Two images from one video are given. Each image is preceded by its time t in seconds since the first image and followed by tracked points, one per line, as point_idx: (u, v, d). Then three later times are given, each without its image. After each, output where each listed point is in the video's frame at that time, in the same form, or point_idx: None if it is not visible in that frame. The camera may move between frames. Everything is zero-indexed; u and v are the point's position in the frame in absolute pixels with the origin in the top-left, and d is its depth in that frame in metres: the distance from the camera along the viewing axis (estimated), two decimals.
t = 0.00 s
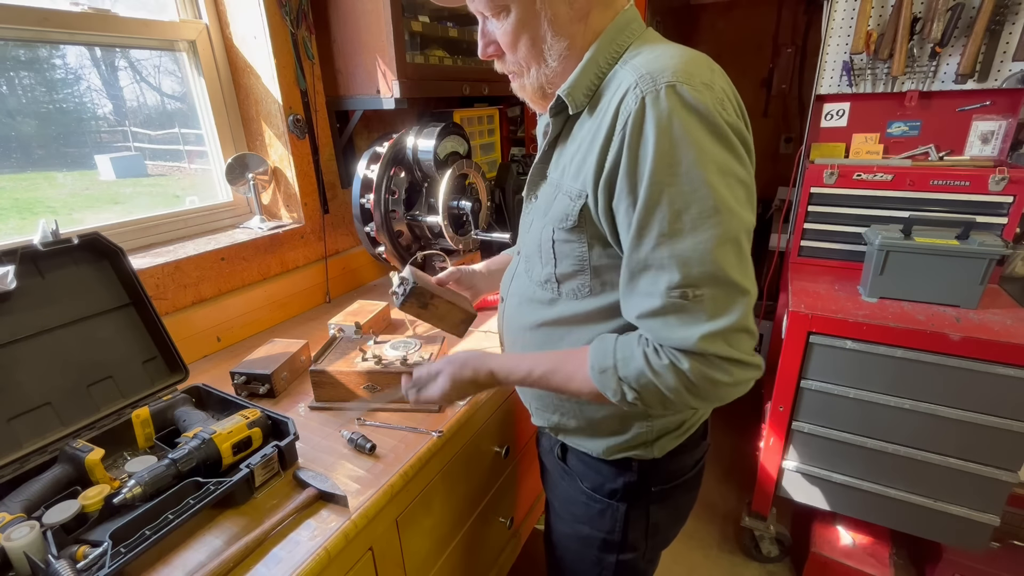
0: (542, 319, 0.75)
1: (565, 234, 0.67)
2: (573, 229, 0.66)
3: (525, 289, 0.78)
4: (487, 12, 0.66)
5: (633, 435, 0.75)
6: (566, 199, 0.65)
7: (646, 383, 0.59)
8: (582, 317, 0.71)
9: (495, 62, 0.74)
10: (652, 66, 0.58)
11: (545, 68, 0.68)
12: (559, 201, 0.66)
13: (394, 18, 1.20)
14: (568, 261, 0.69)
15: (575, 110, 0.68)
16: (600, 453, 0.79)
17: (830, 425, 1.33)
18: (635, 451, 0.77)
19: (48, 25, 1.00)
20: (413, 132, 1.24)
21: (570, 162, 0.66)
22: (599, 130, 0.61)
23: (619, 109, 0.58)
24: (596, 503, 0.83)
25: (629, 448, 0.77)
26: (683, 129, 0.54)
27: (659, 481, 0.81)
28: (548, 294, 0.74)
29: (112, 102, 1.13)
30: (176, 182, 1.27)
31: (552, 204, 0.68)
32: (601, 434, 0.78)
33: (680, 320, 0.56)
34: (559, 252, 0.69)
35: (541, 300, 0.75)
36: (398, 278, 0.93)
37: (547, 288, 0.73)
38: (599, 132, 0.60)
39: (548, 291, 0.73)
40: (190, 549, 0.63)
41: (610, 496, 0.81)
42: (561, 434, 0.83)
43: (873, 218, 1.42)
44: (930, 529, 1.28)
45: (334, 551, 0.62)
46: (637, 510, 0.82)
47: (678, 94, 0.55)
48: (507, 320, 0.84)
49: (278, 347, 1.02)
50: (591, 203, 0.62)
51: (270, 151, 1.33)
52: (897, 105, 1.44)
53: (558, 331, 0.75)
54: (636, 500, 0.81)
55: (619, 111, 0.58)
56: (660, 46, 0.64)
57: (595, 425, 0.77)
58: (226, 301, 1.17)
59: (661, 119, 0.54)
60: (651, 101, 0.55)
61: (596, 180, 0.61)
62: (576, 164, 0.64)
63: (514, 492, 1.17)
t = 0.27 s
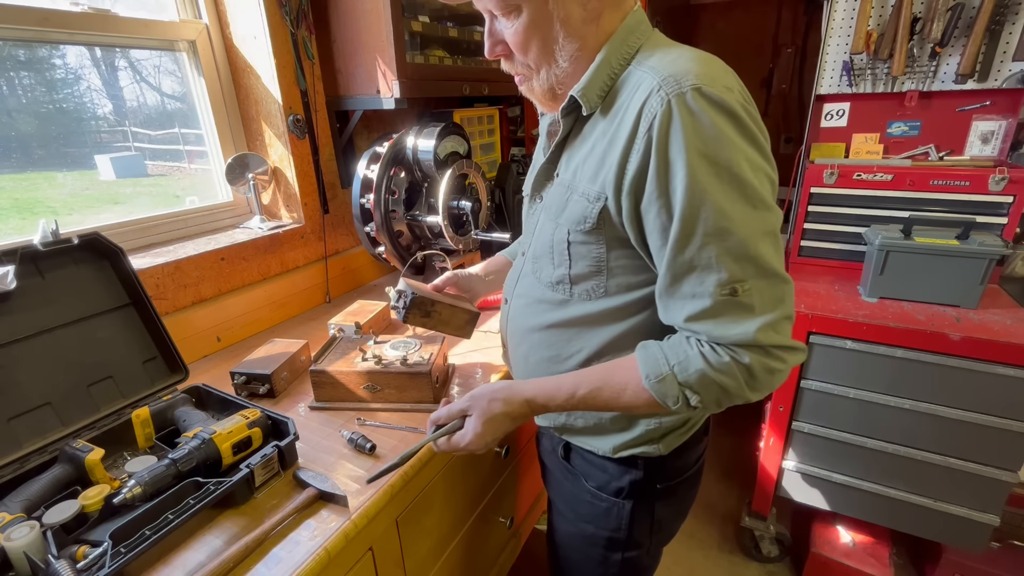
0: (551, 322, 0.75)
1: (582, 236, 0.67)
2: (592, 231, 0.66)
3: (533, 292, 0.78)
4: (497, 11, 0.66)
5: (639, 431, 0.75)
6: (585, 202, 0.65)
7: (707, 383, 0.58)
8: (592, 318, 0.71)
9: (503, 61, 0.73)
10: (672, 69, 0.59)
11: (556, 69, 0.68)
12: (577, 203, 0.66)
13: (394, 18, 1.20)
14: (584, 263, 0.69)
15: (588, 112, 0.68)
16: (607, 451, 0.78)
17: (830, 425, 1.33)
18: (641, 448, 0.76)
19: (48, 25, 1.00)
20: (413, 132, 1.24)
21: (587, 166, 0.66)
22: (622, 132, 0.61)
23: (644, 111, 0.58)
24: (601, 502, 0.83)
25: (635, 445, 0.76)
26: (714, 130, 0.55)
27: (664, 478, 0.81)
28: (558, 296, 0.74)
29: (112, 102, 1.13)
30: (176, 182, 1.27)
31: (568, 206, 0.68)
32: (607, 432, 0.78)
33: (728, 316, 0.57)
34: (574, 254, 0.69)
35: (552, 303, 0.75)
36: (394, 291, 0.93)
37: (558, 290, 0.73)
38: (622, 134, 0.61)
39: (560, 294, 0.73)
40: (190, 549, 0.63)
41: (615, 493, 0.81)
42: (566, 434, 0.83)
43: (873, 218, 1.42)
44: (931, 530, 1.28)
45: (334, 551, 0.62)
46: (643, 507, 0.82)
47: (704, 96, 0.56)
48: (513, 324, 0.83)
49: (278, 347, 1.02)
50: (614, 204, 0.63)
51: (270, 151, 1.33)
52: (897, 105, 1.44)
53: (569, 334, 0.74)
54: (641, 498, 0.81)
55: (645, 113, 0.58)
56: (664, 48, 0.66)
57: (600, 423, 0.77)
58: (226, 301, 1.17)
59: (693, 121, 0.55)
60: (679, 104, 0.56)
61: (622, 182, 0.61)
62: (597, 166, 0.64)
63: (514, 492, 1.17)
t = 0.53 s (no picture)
0: (567, 324, 0.75)
1: (604, 237, 0.67)
2: (615, 232, 0.66)
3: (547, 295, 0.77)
4: (512, 8, 0.65)
5: (658, 429, 0.76)
6: (608, 202, 0.65)
7: (733, 377, 0.59)
8: (609, 320, 0.71)
9: (512, 59, 0.72)
10: (697, 69, 0.60)
11: (570, 68, 0.68)
12: (599, 204, 0.66)
13: (394, 18, 1.20)
14: (603, 264, 0.69)
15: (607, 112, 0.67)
16: (623, 451, 0.79)
17: (830, 425, 1.33)
18: (658, 446, 0.77)
19: (48, 25, 1.00)
20: (413, 132, 1.24)
21: (607, 167, 0.66)
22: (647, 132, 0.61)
23: (671, 111, 0.59)
24: (615, 502, 0.82)
25: (653, 443, 0.77)
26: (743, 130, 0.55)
27: (677, 475, 0.81)
28: (575, 298, 0.73)
29: (112, 101, 1.13)
30: (176, 182, 1.27)
31: (589, 207, 0.68)
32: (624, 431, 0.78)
33: (754, 313, 0.58)
34: (594, 256, 0.69)
35: (568, 305, 0.75)
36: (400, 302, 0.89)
37: (575, 292, 0.73)
38: (648, 134, 0.61)
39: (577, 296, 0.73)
40: (190, 548, 0.63)
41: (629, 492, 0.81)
42: (580, 435, 0.84)
43: (873, 218, 1.42)
44: (931, 529, 1.28)
45: (334, 551, 0.62)
46: (657, 505, 0.81)
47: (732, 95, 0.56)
48: (524, 327, 0.83)
49: (278, 347, 1.02)
50: (639, 205, 0.63)
51: (269, 151, 1.33)
52: (897, 105, 1.44)
53: (587, 335, 0.74)
54: (655, 496, 0.80)
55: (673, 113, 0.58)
56: (681, 49, 0.66)
57: (617, 422, 0.78)
58: (226, 301, 1.17)
59: (723, 120, 0.55)
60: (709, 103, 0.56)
61: (649, 182, 0.61)
62: (620, 166, 0.64)
63: (514, 492, 1.17)
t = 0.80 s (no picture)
0: (586, 326, 0.74)
1: (627, 237, 0.67)
2: (639, 232, 0.66)
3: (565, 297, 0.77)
4: (530, 7, 0.63)
5: (676, 427, 0.77)
6: (633, 202, 0.65)
7: (749, 367, 0.59)
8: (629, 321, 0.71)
9: (524, 61, 0.70)
10: (722, 69, 0.60)
11: (587, 69, 0.67)
12: (623, 204, 0.66)
13: (394, 18, 1.20)
14: (625, 265, 0.68)
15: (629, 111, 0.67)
16: (640, 450, 0.79)
17: (830, 425, 1.33)
18: (675, 444, 0.78)
19: (48, 25, 1.00)
20: (413, 132, 1.24)
21: (630, 166, 0.66)
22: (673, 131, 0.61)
23: (700, 110, 0.59)
24: (631, 501, 0.82)
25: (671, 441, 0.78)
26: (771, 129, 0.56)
27: (692, 472, 0.81)
28: (594, 299, 0.73)
29: (112, 102, 1.13)
30: (176, 182, 1.27)
31: (612, 208, 0.67)
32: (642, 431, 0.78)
33: (774, 310, 0.59)
34: (616, 257, 0.69)
35: (587, 307, 0.74)
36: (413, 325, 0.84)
37: (594, 294, 0.72)
38: (675, 133, 0.61)
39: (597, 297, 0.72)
40: (190, 548, 0.63)
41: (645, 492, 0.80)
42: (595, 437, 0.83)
43: (873, 218, 1.42)
44: (931, 529, 1.28)
45: (334, 551, 0.62)
46: (672, 504, 0.81)
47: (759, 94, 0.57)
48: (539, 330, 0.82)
49: (278, 347, 1.02)
50: (666, 204, 0.63)
51: (269, 151, 1.33)
52: (897, 105, 1.44)
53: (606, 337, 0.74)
54: (671, 494, 0.80)
55: (702, 112, 0.59)
56: (703, 50, 0.67)
57: (635, 422, 0.78)
58: (226, 301, 1.17)
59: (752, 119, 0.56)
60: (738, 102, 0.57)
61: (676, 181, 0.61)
62: (645, 166, 0.64)
63: (514, 493, 1.17)
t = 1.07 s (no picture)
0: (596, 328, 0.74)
1: (638, 238, 0.67)
2: (649, 233, 0.66)
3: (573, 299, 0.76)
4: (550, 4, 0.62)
5: (684, 426, 0.77)
6: (642, 202, 0.65)
7: (716, 362, 0.60)
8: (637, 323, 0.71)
9: (540, 58, 0.70)
10: (735, 71, 0.61)
11: (604, 68, 0.67)
12: (632, 204, 0.66)
13: (394, 19, 1.20)
14: (634, 266, 0.68)
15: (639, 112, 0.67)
16: (649, 450, 0.79)
17: (831, 425, 1.33)
18: (683, 443, 0.78)
19: (48, 25, 1.00)
20: (413, 132, 1.24)
21: (640, 166, 0.66)
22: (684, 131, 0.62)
23: (712, 110, 0.59)
24: (637, 500, 0.82)
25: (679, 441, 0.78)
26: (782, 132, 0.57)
27: (699, 471, 0.82)
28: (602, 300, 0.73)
29: (112, 101, 1.13)
30: (176, 182, 1.27)
31: (622, 208, 0.67)
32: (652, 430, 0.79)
33: (758, 313, 0.58)
34: (626, 258, 0.68)
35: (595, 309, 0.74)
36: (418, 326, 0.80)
37: (603, 295, 0.72)
38: (686, 133, 0.61)
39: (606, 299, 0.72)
40: (190, 548, 0.63)
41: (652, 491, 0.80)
42: (602, 437, 0.83)
43: (873, 218, 1.42)
44: (931, 529, 1.28)
45: (334, 551, 0.63)
46: (678, 502, 0.82)
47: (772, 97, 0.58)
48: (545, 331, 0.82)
49: (278, 347, 1.02)
50: (675, 204, 0.63)
51: (269, 151, 1.33)
52: (897, 105, 1.44)
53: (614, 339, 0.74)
54: (678, 492, 0.81)
55: (714, 112, 0.59)
56: (715, 54, 0.67)
57: (645, 422, 0.78)
58: (226, 301, 1.17)
59: (764, 121, 0.56)
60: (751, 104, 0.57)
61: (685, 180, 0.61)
62: (654, 166, 0.64)
63: (514, 493, 1.17)
